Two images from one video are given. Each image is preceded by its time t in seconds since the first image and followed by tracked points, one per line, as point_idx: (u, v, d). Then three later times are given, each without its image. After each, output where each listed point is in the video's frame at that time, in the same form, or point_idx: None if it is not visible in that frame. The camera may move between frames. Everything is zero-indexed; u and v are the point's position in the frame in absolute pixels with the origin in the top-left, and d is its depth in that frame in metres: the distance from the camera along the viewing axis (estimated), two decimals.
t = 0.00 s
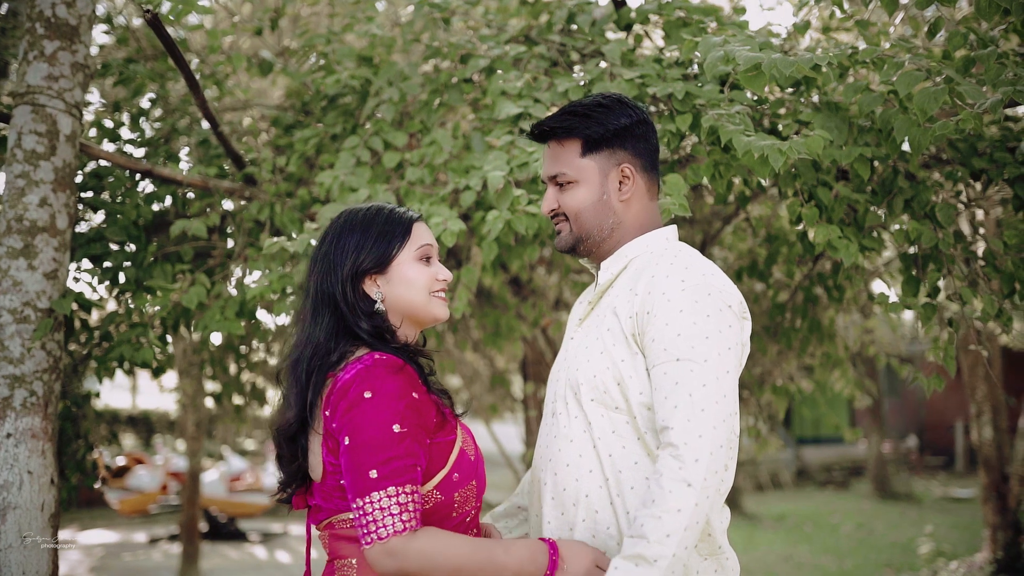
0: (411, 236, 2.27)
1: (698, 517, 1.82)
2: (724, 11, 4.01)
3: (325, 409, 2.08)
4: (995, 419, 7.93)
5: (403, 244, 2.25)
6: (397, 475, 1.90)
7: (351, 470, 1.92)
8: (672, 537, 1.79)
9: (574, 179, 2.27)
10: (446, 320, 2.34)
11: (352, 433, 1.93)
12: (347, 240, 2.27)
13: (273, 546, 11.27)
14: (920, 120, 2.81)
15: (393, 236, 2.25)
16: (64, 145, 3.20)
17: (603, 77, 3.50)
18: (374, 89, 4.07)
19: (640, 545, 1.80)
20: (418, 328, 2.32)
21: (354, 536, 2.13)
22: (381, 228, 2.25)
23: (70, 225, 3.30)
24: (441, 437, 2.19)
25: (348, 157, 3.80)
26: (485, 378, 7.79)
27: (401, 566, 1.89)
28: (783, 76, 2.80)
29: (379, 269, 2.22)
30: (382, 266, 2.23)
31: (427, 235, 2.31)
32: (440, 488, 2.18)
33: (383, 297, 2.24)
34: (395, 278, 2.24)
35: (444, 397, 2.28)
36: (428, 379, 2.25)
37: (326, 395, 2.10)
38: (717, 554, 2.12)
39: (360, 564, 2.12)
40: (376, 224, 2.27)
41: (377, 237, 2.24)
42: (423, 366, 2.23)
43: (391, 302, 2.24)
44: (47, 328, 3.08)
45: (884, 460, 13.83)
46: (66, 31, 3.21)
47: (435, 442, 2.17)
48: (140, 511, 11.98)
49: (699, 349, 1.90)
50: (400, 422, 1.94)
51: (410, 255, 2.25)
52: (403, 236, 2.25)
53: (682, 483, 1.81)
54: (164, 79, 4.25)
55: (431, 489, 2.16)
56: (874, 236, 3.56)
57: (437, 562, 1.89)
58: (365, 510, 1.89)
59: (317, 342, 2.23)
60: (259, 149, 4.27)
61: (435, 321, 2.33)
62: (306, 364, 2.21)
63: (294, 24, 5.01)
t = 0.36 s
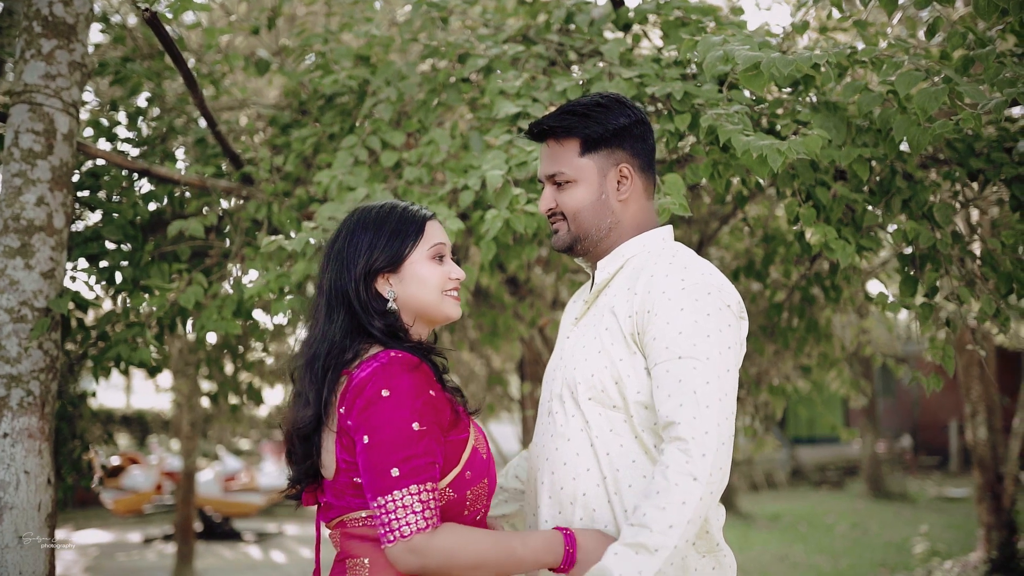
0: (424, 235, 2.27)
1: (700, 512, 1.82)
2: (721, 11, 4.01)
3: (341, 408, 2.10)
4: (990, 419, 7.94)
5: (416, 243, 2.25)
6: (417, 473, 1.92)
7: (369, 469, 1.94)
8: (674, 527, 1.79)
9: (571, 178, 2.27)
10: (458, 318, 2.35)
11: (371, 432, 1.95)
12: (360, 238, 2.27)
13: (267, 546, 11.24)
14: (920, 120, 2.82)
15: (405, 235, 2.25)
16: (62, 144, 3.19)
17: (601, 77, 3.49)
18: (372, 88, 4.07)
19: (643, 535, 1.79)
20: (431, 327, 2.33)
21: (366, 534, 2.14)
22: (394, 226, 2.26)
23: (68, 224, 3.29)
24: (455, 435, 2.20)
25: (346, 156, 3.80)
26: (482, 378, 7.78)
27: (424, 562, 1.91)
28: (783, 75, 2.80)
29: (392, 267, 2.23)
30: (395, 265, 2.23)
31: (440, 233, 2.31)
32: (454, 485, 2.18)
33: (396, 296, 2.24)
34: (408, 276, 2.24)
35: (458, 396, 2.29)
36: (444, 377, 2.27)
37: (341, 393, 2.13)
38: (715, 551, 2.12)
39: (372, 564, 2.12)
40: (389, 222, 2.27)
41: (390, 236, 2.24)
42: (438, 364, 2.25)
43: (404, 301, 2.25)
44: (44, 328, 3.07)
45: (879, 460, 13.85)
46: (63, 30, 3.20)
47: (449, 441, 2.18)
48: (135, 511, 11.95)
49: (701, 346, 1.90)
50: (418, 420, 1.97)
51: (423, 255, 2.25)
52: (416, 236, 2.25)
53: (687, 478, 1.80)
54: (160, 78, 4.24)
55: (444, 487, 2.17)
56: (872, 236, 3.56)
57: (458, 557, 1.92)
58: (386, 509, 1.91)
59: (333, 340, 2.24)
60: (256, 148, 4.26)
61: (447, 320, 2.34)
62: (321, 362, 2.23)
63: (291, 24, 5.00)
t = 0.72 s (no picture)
0: (434, 236, 2.26)
1: (697, 507, 1.82)
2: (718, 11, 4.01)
3: (352, 408, 2.10)
4: (983, 419, 7.96)
5: (426, 244, 2.24)
6: (443, 470, 1.95)
7: (392, 469, 1.94)
8: (668, 517, 1.77)
9: (569, 178, 2.27)
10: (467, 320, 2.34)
11: (392, 432, 1.96)
12: (369, 239, 2.27)
13: (261, 546, 11.21)
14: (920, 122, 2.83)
15: (415, 236, 2.24)
16: (58, 142, 3.18)
17: (598, 77, 3.49)
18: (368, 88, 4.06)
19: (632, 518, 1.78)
20: (440, 328, 2.33)
21: (374, 534, 2.14)
22: (404, 228, 2.25)
23: (64, 223, 3.28)
24: (464, 437, 2.20)
25: (343, 155, 3.79)
26: (477, 377, 7.78)
27: (454, 558, 1.92)
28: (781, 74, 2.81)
29: (401, 269, 2.22)
30: (405, 266, 2.23)
31: (451, 234, 2.30)
32: (463, 486, 2.18)
33: (405, 297, 2.24)
34: (417, 278, 2.24)
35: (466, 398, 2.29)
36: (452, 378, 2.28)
37: (353, 393, 2.14)
38: (711, 552, 2.12)
39: (380, 563, 2.12)
40: (399, 223, 2.26)
41: (400, 237, 2.24)
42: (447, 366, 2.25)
43: (413, 303, 2.25)
44: (40, 327, 3.06)
45: (872, 460, 13.90)
46: (60, 28, 3.19)
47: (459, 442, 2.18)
48: (128, 510, 11.93)
49: (699, 344, 1.91)
50: (438, 419, 1.99)
51: (433, 256, 2.25)
52: (426, 237, 2.25)
53: (687, 471, 1.80)
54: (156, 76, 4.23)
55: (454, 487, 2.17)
56: (869, 236, 3.58)
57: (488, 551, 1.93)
58: (415, 507, 1.92)
59: (344, 340, 2.24)
60: (253, 147, 4.26)
61: (456, 322, 2.33)
62: (331, 362, 2.22)
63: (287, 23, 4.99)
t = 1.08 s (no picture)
0: (444, 238, 2.26)
1: (690, 500, 1.82)
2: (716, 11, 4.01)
3: (365, 412, 2.13)
4: (980, 419, 7.97)
5: (436, 247, 2.24)
6: (466, 469, 1.99)
7: (417, 474, 1.97)
8: (657, 504, 1.80)
9: (569, 177, 2.26)
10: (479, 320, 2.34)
11: (413, 438, 1.99)
12: (379, 241, 2.28)
13: (258, 546, 11.20)
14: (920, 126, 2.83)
15: (425, 237, 2.24)
16: (57, 141, 3.18)
17: (598, 76, 3.49)
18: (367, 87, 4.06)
19: (620, 501, 1.82)
20: (452, 329, 2.33)
21: (379, 534, 2.15)
22: (414, 229, 2.25)
23: (62, 222, 3.27)
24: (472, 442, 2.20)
25: (342, 154, 3.79)
26: (475, 377, 7.78)
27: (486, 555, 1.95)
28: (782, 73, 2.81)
29: (412, 271, 2.23)
30: (415, 268, 2.23)
31: (462, 236, 2.30)
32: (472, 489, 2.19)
33: (416, 299, 2.25)
34: (427, 279, 2.24)
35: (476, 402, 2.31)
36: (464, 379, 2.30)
37: (365, 395, 2.16)
38: (709, 550, 2.13)
39: (384, 561, 2.13)
40: (409, 225, 2.26)
41: (410, 239, 2.24)
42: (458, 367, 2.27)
43: (424, 304, 2.25)
44: (39, 326, 3.06)
45: (868, 460, 13.91)
46: (58, 26, 3.18)
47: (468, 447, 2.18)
48: (125, 510, 11.91)
49: (699, 341, 1.91)
50: (456, 420, 2.02)
51: (443, 258, 2.25)
52: (437, 239, 2.25)
53: (683, 463, 1.80)
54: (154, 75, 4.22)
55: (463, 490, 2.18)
56: (869, 236, 3.58)
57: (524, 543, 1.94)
58: (444, 508, 1.95)
59: (355, 343, 2.25)
60: (252, 147, 4.25)
61: (468, 323, 2.33)
62: (343, 364, 2.24)
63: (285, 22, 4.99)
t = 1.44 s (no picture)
0: (451, 238, 2.27)
1: (680, 494, 1.83)
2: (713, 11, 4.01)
3: (379, 408, 2.13)
4: (974, 419, 7.99)
5: (443, 246, 2.26)
6: (486, 459, 1.99)
7: (438, 468, 1.98)
8: (645, 494, 1.81)
9: (569, 175, 2.26)
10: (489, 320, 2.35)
11: (431, 433, 1.99)
12: (387, 241, 2.30)
13: (254, 545, 11.19)
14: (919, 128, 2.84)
15: (433, 237, 2.26)
16: (53, 140, 3.17)
17: (597, 76, 3.49)
18: (365, 86, 4.05)
19: (609, 484, 1.84)
20: (462, 328, 2.34)
21: (382, 530, 2.14)
22: (421, 229, 2.27)
23: (60, 221, 3.26)
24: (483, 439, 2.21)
25: (340, 153, 3.78)
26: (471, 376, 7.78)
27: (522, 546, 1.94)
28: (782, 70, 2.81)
29: (420, 271, 2.24)
30: (422, 268, 2.25)
31: (471, 235, 2.30)
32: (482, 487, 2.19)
33: (423, 299, 2.27)
34: (435, 280, 2.26)
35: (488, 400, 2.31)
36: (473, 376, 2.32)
37: (376, 392, 2.16)
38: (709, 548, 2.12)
39: (386, 558, 2.12)
40: (417, 224, 2.28)
41: (416, 239, 2.25)
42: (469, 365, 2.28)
43: (431, 304, 2.27)
44: (36, 325, 3.05)
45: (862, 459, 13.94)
46: (55, 25, 3.17)
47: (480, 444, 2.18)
48: (119, 510, 11.88)
49: (696, 340, 1.91)
50: (473, 413, 2.03)
51: (450, 258, 2.26)
52: (444, 238, 2.26)
53: (676, 458, 1.81)
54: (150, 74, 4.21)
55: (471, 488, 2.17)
56: (866, 235, 3.59)
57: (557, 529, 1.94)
58: (467, 501, 1.95)
59: (364, 343, 2.27)
60: (249, 146, 4.24)
61: (478, 323, 2.34)
62: (352, 365, 2.25)
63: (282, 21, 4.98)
